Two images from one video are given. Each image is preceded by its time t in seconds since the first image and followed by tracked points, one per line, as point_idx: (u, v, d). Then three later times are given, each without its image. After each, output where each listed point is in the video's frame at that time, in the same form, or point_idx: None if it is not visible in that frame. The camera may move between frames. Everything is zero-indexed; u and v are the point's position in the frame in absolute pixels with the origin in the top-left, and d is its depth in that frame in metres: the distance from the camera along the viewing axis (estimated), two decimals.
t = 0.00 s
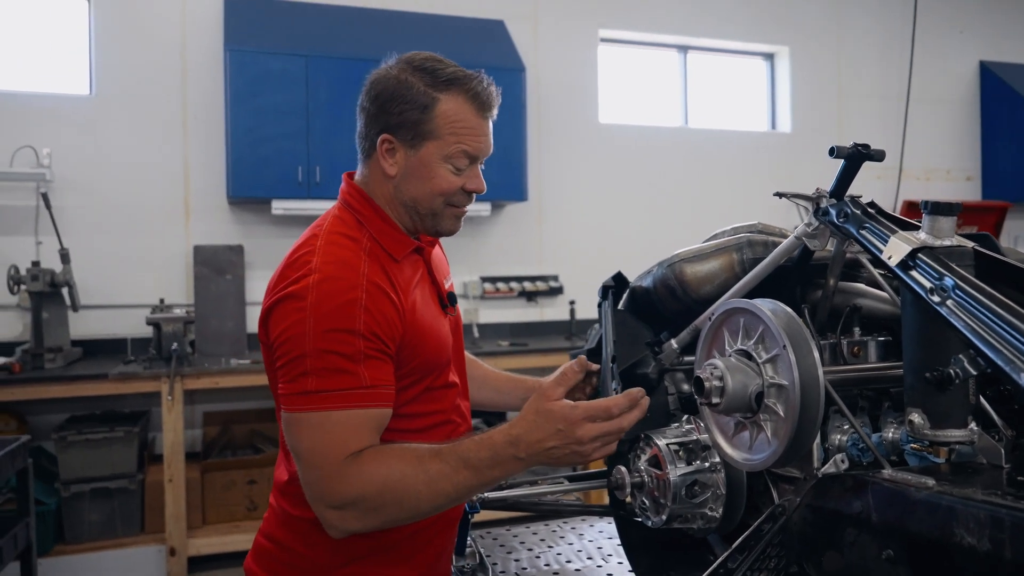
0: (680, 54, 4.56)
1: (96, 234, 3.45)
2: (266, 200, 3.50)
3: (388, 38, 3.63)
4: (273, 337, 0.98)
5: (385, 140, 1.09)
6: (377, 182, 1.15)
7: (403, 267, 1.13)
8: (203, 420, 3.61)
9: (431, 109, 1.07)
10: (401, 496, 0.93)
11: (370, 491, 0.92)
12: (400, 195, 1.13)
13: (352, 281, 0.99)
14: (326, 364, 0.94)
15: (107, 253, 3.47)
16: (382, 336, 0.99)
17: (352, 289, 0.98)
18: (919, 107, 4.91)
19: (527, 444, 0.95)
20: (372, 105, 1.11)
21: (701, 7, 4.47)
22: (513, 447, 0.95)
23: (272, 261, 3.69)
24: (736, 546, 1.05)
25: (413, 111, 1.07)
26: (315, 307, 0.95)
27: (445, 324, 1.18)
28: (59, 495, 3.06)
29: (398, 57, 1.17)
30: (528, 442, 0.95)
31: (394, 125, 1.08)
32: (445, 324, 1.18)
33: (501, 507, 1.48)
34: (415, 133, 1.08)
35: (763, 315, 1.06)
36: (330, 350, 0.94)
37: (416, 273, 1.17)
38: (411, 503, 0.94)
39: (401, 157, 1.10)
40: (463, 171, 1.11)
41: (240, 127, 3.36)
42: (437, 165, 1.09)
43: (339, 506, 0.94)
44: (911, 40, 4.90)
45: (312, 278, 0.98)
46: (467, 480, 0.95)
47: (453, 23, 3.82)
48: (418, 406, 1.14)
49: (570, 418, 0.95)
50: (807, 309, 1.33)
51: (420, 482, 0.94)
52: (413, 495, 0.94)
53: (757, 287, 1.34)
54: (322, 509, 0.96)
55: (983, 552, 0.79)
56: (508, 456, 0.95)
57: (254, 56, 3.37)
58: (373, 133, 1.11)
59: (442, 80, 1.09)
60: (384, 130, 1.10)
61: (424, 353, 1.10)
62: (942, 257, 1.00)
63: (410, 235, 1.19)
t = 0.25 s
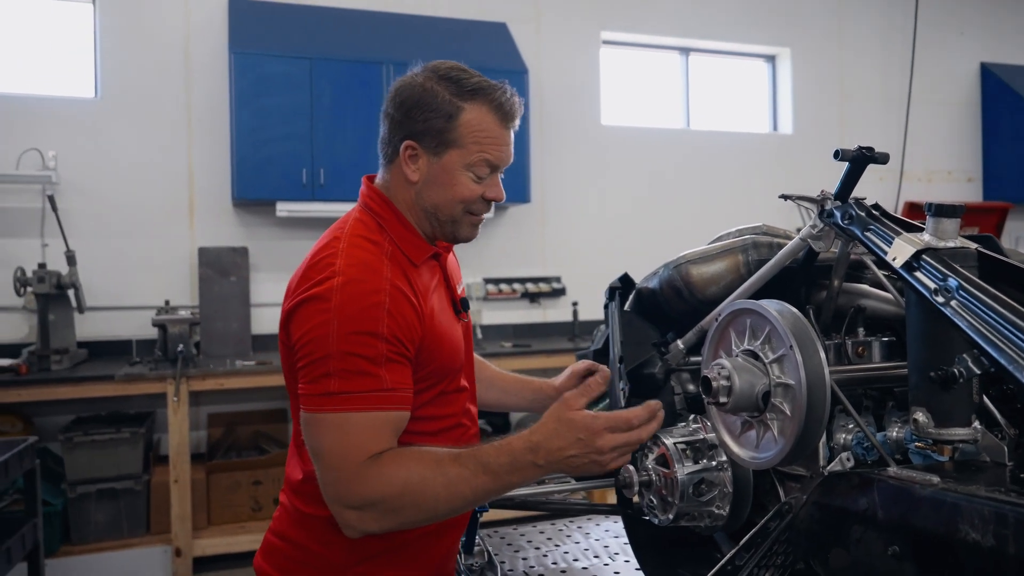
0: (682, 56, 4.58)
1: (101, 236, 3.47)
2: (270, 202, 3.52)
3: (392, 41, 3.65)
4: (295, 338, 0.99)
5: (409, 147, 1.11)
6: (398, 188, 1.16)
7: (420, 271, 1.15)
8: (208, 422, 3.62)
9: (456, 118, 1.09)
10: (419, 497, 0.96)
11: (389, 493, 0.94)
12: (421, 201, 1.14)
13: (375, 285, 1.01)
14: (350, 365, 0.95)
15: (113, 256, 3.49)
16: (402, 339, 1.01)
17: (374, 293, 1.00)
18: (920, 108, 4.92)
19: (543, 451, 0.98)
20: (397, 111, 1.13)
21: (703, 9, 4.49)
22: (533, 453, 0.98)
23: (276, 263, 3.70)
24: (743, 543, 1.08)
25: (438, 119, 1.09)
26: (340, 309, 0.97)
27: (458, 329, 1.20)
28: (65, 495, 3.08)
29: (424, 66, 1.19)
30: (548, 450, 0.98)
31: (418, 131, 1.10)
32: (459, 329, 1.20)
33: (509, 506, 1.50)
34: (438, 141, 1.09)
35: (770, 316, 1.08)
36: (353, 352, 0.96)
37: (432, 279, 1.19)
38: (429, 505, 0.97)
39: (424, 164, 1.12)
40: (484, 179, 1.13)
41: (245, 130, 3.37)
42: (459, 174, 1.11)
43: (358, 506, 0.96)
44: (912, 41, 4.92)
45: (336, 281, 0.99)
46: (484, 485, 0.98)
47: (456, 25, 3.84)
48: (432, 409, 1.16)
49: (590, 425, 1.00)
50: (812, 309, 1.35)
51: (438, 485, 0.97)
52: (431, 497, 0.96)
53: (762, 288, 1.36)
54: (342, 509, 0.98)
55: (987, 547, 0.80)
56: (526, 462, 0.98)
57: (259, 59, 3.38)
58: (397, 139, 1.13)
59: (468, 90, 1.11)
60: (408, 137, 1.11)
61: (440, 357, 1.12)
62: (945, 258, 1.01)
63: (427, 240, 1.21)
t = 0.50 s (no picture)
0: (681, 60, 4.61)
1: (106, 241, 3.49)
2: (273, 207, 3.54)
3: (393, 46, 3.67)
4: (322, 338, 1.01)
5: (436, 142, 1.13)
6: (419, 183, 1.18)
7: (434, 271, 1.19)
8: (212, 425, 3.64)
9: (484, 118, 1.12)
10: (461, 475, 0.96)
11: (428, 476, 0.94)
12: (442, 197, 1.16)
13: (396, 282, 1.03)
14: (379, 358, 0.97)
15: (117, 261, 3.51)
16: (424, 333, 1.03)
17: (396, 288, 1.02)
18: (918, 111, 4.95)
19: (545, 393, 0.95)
20: (424, 109, 1.15)
21: (702, 13, 4.52)
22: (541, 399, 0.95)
23: (280, 267, 3.72)
24: (749, 539, 1.09)
25: (467, 118, 1.12)
26: (366, 305, 0.99)
27: (467, 327, 1.23)
28: (71, 500, 3.09)
29: (450, 74, 1.23)
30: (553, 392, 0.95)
31: (447, 128, 1.12)
32: (469, 329, 1.24)
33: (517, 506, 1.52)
34: (466, 137, 1.12)
35: (774, 314, 1.10)
36: (383, 345, 0.97)
37: (444, 279, 1.23)
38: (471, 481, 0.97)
39: (449, 160, 1.14)
40: (504, 181, 1.15)
41: (248, 136, 3.40)
42: (483, 171, 1.13)
43: (399, 495, 0.95)
44: (910, 44, 4.95)
45: (357, 278, 1.01)
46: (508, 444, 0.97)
47: (457, 31, 3.87)
48: (443, 406, 1.19)
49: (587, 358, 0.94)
50: (815, 309, 1.37)
51: (469, 455, 0.96)
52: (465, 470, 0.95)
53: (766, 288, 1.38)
54: (383, 501, 0.97)
55: (989, 538, 0.82)
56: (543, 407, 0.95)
57: (262, 65, 3.41)
58: (423, 135, 1.15)
59: (495, 94, 1.14)
60: (435, 133, 1.14)
61: (453, 352, 1.15)
62: (946, 257, 1.03)
63: (440, 239, 1.22)
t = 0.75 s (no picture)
0: (671, 61, 4.65)
1: (98, 244, 3.49)
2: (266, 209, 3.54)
3: (386, 48, 3.69)
4: (320, 323, 1.02)
5: (439, 155, 1.14)
6: (421, 192, 1.19)
7: (429, 269, 1.20)
8: (205, 427, 3.64)
9: (484, 129, 1.14)
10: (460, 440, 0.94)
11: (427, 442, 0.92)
12: (445, 205, 1.18)
13: (392, 271, 1.05)
14: (376, 336, 0.97)
15: (110, 263, 3.51)
16: (421, 317, 1.04)
17: (391, 275, 1.04)
18: (906, 111, 5.00)
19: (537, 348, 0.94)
20: (423, 121, 1.16)
21: (693, 15, 4.56)
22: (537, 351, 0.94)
23: (273, 269, 3.73)
24: (740, 532, 1.12)
25: (469, 129, 1.13)
26: (363, 289, 1.00)
27: (462, 325, 1.25)
28: (65, 502, 3.09)
29: (442, 80, 1.23)
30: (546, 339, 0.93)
31: (449, 140, 1.13)
32: (463, 326, 1.25)
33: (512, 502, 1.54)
34: (469, 148, 1.13)
35: (763, 311, 1.12)
36: (381, 322, 0.98)
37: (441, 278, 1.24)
38: (467, 446, 0.95)
39: (452, 170, 1.15)
40: (502, 185, 1.18)
41: (241, 138, 3.41)
42: (486, 179, 1.15)
43: (400, 464, 0.93)
44: (897, 45, 5.00)
45: (355, 266, 1.03)
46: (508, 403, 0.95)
47: (448, 33, 3.89)
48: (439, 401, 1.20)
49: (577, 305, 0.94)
50: (803, 307, 1.39)
51: (470, 419, 0.94)
52: (469, 434, 0.94)
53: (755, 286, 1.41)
54: (383, 472, 0.95)
55: (972, 527, 0.84)
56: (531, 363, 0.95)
57: (255, 67, 3.42)
58: (423, 146, 1.16)
59: (492, 104, 1.15)
60: (436, 144, 1.15)
61: (446, 344, 1.16)
62: (930, 255, 1.06)
63: (439, 241, 1.24)
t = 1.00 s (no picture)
0: (662, 61, 4.68)
1: (91, 244, 3.50)
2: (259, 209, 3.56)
3: (378, 49, 3.71)
4: (301, 314, 1.07)
5: (418, 154, 1.18)
6: (405, 193, 1.22)
7: (417, 267, 1.20)
8: (199, 426, 3.65)
9: (459, 124, 1.18)
10: (398, 474, 1.07)
11: (372, 458, 1.04)
12: (430, 201, 1.21)
13: (375, 271, 1.09)
14: (347, 340, 1.04)
15: (103, 263, 3.51)
16: (395, 326, 1.10)
17: (374, 277, 1.09)
18: (895, 110, 5.05)
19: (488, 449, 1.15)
20: (399, 124, 1.20)
21: (683, 15, 4.59)
22: (489, 447, 1.16)
23: (265, 268, 3.74)
24: (724, 526, 1.12)
25: (445, 125, 1.18)
26: (345, 289, 1.05)
27: (452, 322, 1.27)
28: (59, 501, 3.10)
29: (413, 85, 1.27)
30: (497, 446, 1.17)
31: (427, 138, 1.18)
32: (453, 323, 1.27)
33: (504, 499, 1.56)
34: (446, 145, 1.18)
35: (748, 310, 1.15)
36: (354, 327, 1.05)
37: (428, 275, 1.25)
38: (404, 477, 1.08)
39: (433, 167, 1.19)
40: (483, 176, 1.22)
41: (234, 138, 3.42)
42: (466, 172, 1.19)
43: (344, 466, 1.03)
44: (886, 45, 5.04)
45: (343, 264, 1.08)
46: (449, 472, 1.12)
47: (441, 33, 3.91)
48: (421, 392, 1.22)
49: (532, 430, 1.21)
50: (788, 306, 1.42)
51: (415, 463, 1.08)
52: (409, 474, 1.08)
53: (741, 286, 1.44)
54: (323, 467, 1.04)
55: (946, 518, 0.87)
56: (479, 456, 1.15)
57: (247, 67, 3.43)
58: (402, 147, 1.20)
59: (464, 100, 1.20)
60: (414, 144, 1.19)
61: (431, 342, 1.18)
62: (909, 255, 1.09)
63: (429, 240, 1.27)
